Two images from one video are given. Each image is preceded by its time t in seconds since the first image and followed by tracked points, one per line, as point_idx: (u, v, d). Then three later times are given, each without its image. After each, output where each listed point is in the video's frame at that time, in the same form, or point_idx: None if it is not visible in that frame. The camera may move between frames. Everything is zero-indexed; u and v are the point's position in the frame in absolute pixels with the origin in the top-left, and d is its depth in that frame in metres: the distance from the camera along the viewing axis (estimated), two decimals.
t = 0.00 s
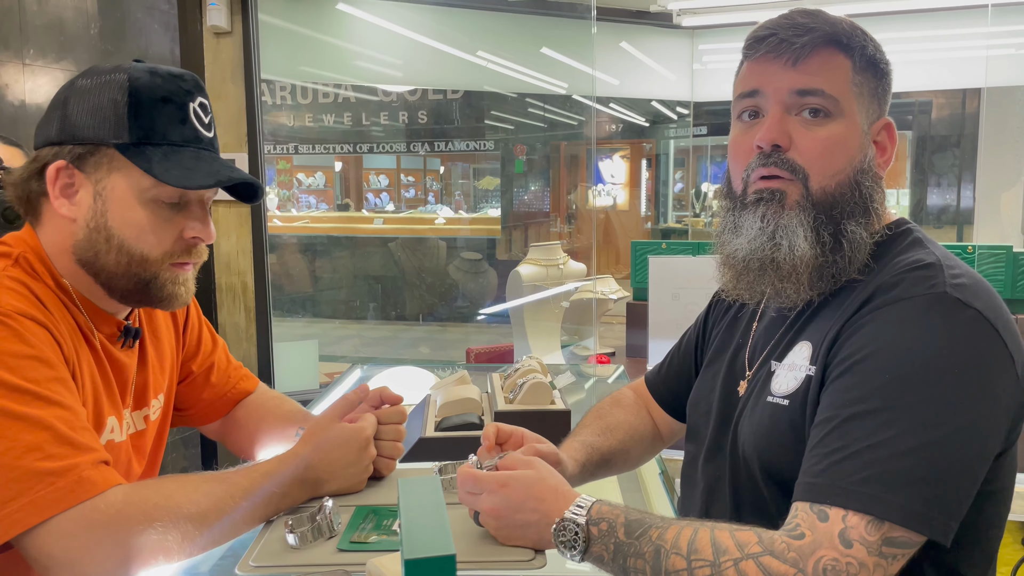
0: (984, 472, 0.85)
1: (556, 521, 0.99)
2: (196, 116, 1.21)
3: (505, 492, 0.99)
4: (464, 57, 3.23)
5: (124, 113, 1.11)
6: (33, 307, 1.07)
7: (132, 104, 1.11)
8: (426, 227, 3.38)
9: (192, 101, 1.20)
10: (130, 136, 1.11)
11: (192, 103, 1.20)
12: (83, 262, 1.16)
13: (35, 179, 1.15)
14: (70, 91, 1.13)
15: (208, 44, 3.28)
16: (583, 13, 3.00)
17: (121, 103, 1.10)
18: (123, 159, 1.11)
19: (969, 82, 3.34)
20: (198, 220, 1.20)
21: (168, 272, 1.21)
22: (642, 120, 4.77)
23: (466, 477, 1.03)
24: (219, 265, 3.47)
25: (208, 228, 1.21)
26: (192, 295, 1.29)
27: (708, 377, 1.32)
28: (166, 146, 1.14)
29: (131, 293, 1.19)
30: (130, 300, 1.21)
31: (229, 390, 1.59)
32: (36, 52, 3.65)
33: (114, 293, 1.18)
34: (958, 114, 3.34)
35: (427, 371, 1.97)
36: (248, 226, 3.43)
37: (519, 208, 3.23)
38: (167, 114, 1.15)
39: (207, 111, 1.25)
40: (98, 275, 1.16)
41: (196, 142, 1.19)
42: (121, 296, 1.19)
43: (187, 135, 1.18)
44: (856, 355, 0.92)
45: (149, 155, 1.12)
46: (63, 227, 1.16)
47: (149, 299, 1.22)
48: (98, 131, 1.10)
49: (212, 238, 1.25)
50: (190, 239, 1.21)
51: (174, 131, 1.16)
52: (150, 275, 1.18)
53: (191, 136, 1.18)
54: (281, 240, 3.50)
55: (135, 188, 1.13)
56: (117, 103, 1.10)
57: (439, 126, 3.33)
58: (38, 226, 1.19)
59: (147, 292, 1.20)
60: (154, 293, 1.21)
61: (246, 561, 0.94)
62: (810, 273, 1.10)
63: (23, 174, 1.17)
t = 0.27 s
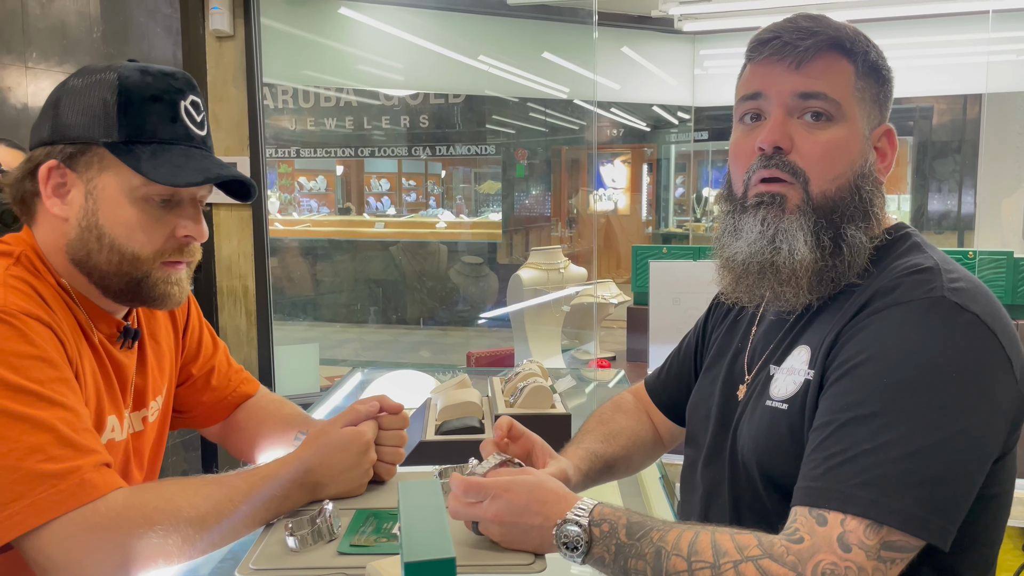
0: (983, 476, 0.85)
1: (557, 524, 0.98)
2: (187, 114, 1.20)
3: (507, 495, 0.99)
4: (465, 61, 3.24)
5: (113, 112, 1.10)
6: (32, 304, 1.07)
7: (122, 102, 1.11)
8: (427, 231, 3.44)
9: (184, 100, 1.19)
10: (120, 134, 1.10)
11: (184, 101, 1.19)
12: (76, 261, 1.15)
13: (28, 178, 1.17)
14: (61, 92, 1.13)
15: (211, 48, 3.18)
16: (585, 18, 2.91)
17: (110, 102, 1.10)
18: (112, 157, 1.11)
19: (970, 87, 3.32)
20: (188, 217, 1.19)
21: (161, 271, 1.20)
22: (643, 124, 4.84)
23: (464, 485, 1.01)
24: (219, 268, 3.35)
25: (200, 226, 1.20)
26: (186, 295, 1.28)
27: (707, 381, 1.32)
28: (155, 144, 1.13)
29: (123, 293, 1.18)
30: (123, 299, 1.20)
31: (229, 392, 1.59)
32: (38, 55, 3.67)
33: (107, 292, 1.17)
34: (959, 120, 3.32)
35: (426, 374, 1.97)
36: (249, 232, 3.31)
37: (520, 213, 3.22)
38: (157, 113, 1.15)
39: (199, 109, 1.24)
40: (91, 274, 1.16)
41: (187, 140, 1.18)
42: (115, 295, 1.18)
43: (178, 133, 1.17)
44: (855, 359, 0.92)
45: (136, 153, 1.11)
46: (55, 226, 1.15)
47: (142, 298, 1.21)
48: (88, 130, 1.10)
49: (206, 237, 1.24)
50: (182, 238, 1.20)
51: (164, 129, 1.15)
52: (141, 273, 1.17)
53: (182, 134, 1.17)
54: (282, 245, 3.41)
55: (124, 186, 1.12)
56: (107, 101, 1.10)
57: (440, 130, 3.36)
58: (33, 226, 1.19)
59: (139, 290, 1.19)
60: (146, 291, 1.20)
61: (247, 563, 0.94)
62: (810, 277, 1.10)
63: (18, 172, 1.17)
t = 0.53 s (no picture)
0: (982, 485, 0.85)
1: (560, 530, 0.99)
2: (191, 121, 1.21)
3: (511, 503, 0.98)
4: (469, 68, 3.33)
5: (117, 118, 1.11)
6: (40, 308, 1.07)
7: (126, 108, 1.12)
8: (430, 237, 3.48)
9: (188, 107, 1.20)
10: (124, 141, 1.11)
11: (188, 108, 1.20)
12: (80, 266, 1.16)
13: (32, 183, 1.17)
14: (63, 100, 1.13)
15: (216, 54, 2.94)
16: (590, 27, 3.13)
17: (115, 109, 1.11)
18: (116, 164, 1.11)
19: (972, 96, 3.33)
20: (189, 223, 1.20)
21: (163, 277, 1.20)
22: (646, 131, 4.86)
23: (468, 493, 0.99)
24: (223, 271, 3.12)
25: (202, 232, 1.21)
26: (189, 301, 1.28)
27: (709, 388, 1.33)
28: (158, 151, 1.14)
29: (126, 298, 1.19)
30: (126, 304, 1.21)
31: (234, 397, 1.59)
32: (45, 60, 3.70)
33: (110, 296, 1.18)
34: (963, 129, 3.31)
35: (430, 380, 1.97)
36: (255, 235, 3.09)
37: (523, 219, 3.32)
38: (160, 120, 1.16)
39: (203, 116, 1.25)
40: (93, 280, 1.16)
41: (191, 146, 1.19)
42: (118, 299, 1.19)
43: (181, 140, 1.18)
44: (855, 367, 0.92)
45: (139, 159, 1.12)
46: (59, 232, 1.16)
47: (144, 304, 1.21)
48: (92, 138, 1.11)
49: (208, 242, 1.25)
50: (184, 243, 1.21)
51: (167, 136, 1.16)
52: (143, 279, 1.18)
53: (185, 141, 1.18)
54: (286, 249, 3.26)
55: (128, 193, 1.13)
56: (111, 108, 1.11)
57: (444, 137, 3.38)
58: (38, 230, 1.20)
59: (141, 295, 1.19)
60: (149, 297, 1.20)
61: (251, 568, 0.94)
62: (810, 284, 1.11)
63: (23, 177, 1.19)
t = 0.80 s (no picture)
0: (988, 495, 0.84)
1: (566, 533, 0.99)
2: (199, 129, 1.21)
3: (517, 500, 1.01)
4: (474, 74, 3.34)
5: (127, 126, 1.12)
6: (49, 313, 1.08)
7: (136, 116, 1.13)
8: (436, 243, 3.51)
9: (197, 115, 1.21)
10: (133, 149, 1.12)
11: (196, 117, 1.21)
12: (88, 272, 1.16)
13: (41, 189, 1.18)
14: (73, 106, 1.14)
15: (223, 62, 2.84)
16: (596, 35, 3.16)
17: (125, 117, 1.12)
18: (125, 172, 1.12)
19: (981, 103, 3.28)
20: (197, 230, 1.21)
21: (171, 282, 1.21)
22: (652, 139, 4.90)
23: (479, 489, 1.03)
24: (230, 279, 2.97)
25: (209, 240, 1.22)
26: (196, 306, 1.29)
27: (715, 396, 1.32)
28: (167, 159, 1.15)
29: (133, 303, 1.20)
30: (133, 309, 1.21)
31: (240, 402, 1.60)
32: (54, 66, 3.74)
33: (118, 302, 1.19)
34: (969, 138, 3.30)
35: (435, 386, 1.97)
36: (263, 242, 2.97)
37: (529, 225, 3.38)
38: (169, 128, 1.16)
39: (211, 124, 1.25)
40: (101, 285, 1.17)
41: (198, 154, 1.20)
42: (125, 305, 1.20)
43: (189, 148, 1.18)
44: (861, 376, 0.92)
45: (149, 168, 1.13)
46: (67, 238, 1.17)
47: (151, 310, 1.22)
48: (102, 145, 1.12)
49: (215, 249, 1.25)
50: (191, 250, 1.22)
51: (175, 144, 1.16)
52: (151, 285, 1.18)
53: (193, 149, 1.19)
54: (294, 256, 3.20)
55: (136, 200, 1.13)
56: (120, 115, 1.12)
57: (449, 143, 3.40)
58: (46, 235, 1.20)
59: (149, 301, 1.20)
60: (156, 303, 1.21)
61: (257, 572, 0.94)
62: (816, 293, 1.11)
63: (32, 183, 1.19)
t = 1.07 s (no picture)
0: (993, 506, 0.84)
1: (568, 541, 0.98)
2: (201, 136, 1.22)
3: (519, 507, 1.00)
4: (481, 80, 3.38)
5: (130, 132, 1.12)
6: (51, 319, 1.08)
7: (138, 123, 1.13)
8: (441, 249, 3.52)
9: (199, 122, 1.21)
10: (135, 155, 1.12)
11: (199, 124, 1.21)
12: (90, 277, 1.17)
13: (45, 195, 1.19)
14: (77, 112, 1.15)
15: (229, 68, 2.86)
16: (601, 40, 3.19)
17: (128, 123, 1.12)
18: (127, 178, 1.12)
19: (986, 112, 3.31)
20: (200, 237, 1.21)
21: (173, 288, 1.21)
22: (657, 145, 4.89)
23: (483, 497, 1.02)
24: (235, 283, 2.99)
25: (211, 246, 1.22)
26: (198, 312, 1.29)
27: (718, 404, 1.32)
28: (169, 165, 1.15)
29: (135, 309, 1.20)
30: (135, 315, 1.22)
31: (243, 407, 1.60)
32: (62, 72, 3.77)
33: (120, 307, 1.19)
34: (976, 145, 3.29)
35: (438, 392, 1.97)
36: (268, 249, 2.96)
37: (534, 231, 3.40)
38: (172, 135, 1.17)
39: (214, 130, 1.26)
40: (103, 291, 1.17)
41: (201, 161, 1.20)
42: (127, 310, 1.20)
43: (191, 155, 1.19)
44: (864, 387, 0.91)
45: (150, 174, 1.13)
46: (70, 244, 1.17)
47: (153, 315, 1.22)
48: (105, 151, 1.12)
49: (218, 255, 1.26)
50: (193, 257, 1.22)
51: (179, 151, 1.17)
52: (152, 291, 1.18)
53: (195, 156, 1.19)
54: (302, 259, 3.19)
55: (138, 207, 1.14)
56: (123, 121, 1.12)
57: (455, 148, 3.40)
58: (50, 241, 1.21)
59: (151, 307, 1.20)
60: (158, 309, 1.21)
61: None
62: (819, 302, 1.10)
63: (36, 189, 1.20)
